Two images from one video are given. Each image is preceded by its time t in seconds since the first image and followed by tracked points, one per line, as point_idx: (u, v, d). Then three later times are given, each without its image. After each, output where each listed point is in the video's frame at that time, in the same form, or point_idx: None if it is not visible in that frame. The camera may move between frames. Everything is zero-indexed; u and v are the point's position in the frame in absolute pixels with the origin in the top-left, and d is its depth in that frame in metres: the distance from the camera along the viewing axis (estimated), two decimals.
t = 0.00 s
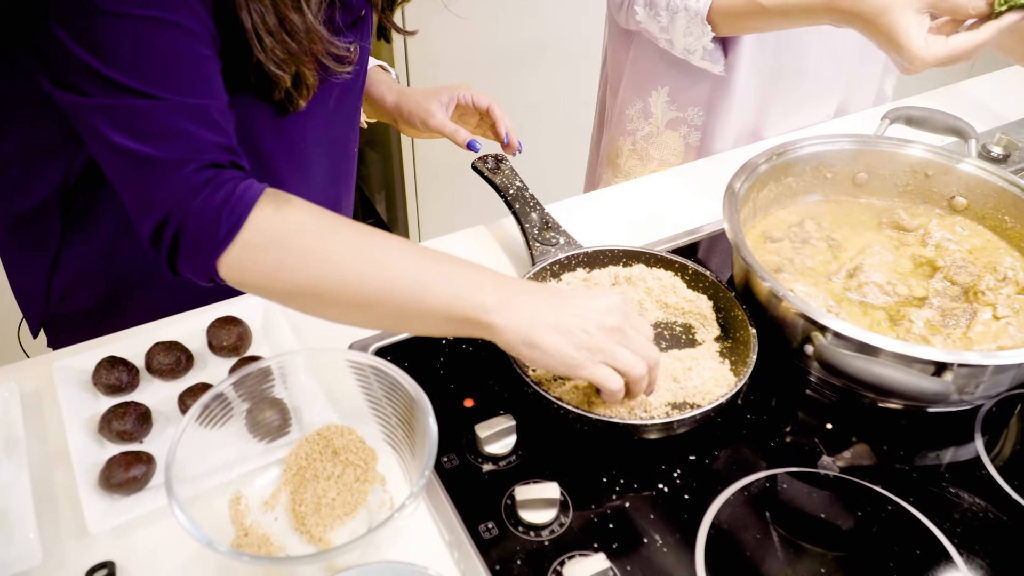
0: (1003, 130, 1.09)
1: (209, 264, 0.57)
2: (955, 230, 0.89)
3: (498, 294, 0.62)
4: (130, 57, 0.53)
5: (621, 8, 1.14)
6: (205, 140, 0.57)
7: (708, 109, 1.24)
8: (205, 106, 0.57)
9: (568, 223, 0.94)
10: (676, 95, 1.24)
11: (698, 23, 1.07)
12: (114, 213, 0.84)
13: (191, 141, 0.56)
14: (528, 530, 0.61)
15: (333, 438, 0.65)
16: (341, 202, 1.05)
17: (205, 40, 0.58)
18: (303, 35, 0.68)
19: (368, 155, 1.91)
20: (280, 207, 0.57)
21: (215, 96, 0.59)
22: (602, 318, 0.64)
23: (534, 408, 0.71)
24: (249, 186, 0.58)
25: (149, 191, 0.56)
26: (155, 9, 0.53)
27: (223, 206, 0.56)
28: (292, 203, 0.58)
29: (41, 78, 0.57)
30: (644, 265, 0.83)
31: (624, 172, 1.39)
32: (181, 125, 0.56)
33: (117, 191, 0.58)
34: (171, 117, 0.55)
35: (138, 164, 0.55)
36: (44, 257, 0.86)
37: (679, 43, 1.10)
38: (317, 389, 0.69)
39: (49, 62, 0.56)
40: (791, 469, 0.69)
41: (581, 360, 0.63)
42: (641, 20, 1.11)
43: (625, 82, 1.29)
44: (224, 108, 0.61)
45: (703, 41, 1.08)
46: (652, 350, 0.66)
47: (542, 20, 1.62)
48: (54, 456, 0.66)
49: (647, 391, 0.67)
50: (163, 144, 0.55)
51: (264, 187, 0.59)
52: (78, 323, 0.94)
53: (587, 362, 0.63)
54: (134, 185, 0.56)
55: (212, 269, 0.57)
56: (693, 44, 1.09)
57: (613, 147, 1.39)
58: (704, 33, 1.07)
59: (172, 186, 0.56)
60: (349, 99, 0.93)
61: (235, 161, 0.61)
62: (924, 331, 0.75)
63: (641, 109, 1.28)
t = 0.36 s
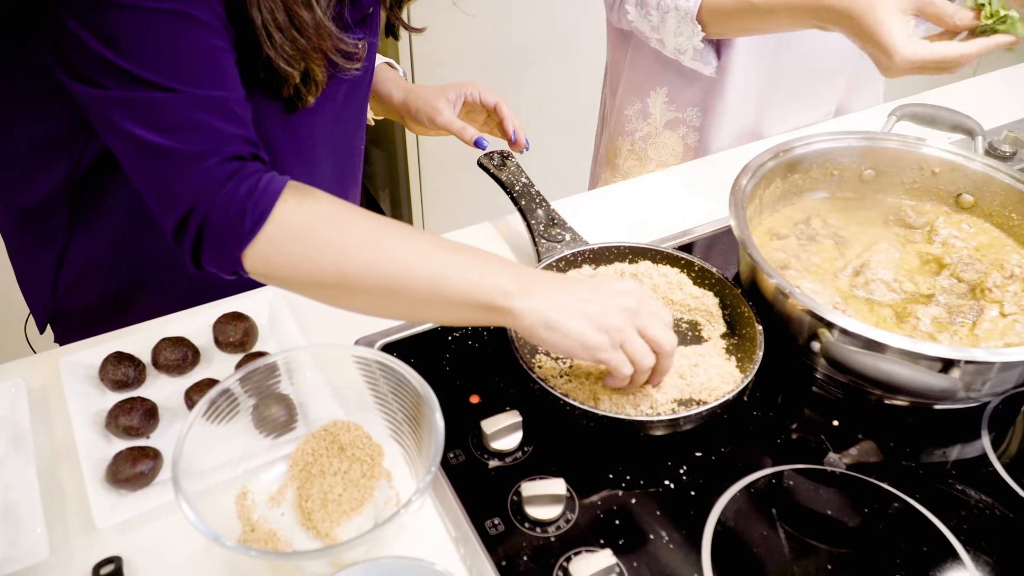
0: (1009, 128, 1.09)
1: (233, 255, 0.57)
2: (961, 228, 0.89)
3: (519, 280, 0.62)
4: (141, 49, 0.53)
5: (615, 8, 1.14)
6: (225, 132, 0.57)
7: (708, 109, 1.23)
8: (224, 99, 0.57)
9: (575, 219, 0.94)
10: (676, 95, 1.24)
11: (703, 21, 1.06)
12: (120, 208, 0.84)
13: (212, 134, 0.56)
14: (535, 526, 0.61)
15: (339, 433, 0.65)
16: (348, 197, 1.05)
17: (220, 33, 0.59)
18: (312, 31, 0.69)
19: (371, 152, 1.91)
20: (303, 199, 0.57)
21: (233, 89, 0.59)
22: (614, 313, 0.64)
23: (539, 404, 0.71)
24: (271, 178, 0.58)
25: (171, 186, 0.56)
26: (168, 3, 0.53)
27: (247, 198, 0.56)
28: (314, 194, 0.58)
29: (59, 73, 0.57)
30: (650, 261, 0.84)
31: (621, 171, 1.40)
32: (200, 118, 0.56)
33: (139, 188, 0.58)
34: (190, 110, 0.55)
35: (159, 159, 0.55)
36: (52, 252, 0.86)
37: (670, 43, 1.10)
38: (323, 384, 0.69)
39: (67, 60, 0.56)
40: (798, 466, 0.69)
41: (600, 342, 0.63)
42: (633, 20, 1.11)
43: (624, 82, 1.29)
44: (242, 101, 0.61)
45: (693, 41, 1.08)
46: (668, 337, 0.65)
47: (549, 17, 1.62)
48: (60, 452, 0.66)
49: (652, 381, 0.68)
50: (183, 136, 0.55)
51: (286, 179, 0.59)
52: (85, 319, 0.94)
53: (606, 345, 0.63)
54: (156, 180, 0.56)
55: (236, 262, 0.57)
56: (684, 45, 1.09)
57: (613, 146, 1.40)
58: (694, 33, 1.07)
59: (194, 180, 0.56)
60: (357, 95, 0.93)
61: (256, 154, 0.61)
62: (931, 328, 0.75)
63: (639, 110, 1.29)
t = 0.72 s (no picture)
0: (1014, 128, 1.09)
1: (232, 255, 0.57)
2: (966, 228, 0.89)
3: (522, 274, 0.62)
4: (148, 50, 0.53)
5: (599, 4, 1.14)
6: (226, 132, 0.57)
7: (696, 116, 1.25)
8: (227, 99, 0.57)
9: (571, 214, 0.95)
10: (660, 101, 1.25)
11: (703, 19, 1.06)
12: (125, 207, 0.85)
13: (214, 134, 0.56)
14: (539, 525, 0.61)
15: (344, 433, 0.65)
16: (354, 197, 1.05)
17: (225, 33, 0.59)
18: (321, 31, 0.69)
19: (375, 151, 1.91)
20: (303, 197, 0.57)
21: (236, 89, 0.59)
22: (619, 312, 0.64)
23: (544, 404, 0.71)
24: (271, 178, 0.58)
25: (173, 186, 0.56)
26: (174, 3, 0.53)
27: (247, 198, 0.56)
28: (322, 193, 0.58)
29: (63, 72, 0.57)
30: (654, 261, 0.83)
31: (614, 172, 1.40)
32: (202, 118, 0.55)
33: (141, 187, 0.58)
34: (193, 110, 0.55)
35: (161, 158, 0.55)
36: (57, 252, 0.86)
37: (655, 36, 1.09)
38: (328, 383, 0.69)
39: (72, 58, 0.56)
40: (802, 465, 0.69)
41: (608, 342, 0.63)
42: (618, 14, 1.10)
43: (615, 81, 1.31)
44: (245, 102, 0.61)
45: (678, 33, 1.06)
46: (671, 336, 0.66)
47: (554, 16, 1.61)
48: (66, 450, 0.67)
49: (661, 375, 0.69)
50: (185, 136, 0.55)
51: (286, 179, 0.59)
52: (90, 319, 0.94)
53: (612, 345, 0.63)
54: (158, 179, 0.56)
55: (235, 262, 0.57)
56: (669, 38, 1.08)
57: (606, 147, 1.40)
58: (680, 24, 1.06)
59: (194, 180, 0.56)
60: (364, 95, 0.93)
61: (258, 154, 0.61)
62: (936, 328, 0.76)
63: (629, 110, 1.30)
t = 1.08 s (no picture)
0: (1018, 126, 1.09)
1: (243, 259, 0.57)
2: (969, 227, 0.89)
3: (534, 281, 0.62)
4: (150, 52, 0.53)
5: None
6: (236, 136, 0.58)
7: (696, 113, 1.26)
8: (235, 103, 0.58)
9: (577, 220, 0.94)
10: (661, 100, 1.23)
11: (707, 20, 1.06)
12: (128, 211, 0.85)
13: (223, 137, 0.56)
14: (544, 527, 0.61)
15: (348, 435, 0.65)
16: (359, 200, 1.05)
17: (231, 38, 0.59)
18: (325, 34, 0.69)
19: (377, 153, 1.91)
20: (314, 201, 0.58)
21: (244, 93, 0.59)
22: (627, 314, 0.63)
23: (547, 406, 0.71)
24: (282, 182, 0.58)
25: (182, 190, 0.56)
26: (180, 8, 0.53)
27: (258, 202, 0.56)
28: (327, 197, 0.58)
29: (68, 73, 0.57)
30: (657, 261, 0.83)
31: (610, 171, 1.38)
32: (212, 122, 0.56)
33: (149, 192, 0.58)
34: (202, 114, 0.55)
35: (172, 161, 0.55)
36: (61, 255, 0.87)
37: (652, 27, 1.01)
38: (332, 386, 0.69)
39: (77, 63, 0.56)
40: (807, 466, 0.69)
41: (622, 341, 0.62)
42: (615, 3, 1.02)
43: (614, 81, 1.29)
44: (254, 106, 0.61)
45: (679, 23, 0.99)
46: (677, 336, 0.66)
47: (557, 17, 1.61)
48: (71, 454, 0.67)
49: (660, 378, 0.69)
50: (195, 140, 0.55)
51: (295, 182, 0.59)
52: (94, 323, 0.94)
53: (625, 345, 0.62)
54: (167, 184, 0.56)
55: (245, 266, 0.57)
56: (667, 29, 1.00)
57: (602, 146, 1.38)
58: (682, 14, 0.99)
59: (204, 184, 0.56)
60: (368, 98, 0.93)
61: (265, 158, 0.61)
62: (940, 327, 0.76)
63: (627, 108, 1.28)
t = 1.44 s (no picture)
0: (1018, 123, 1.08)
1: (247, 263, 0.57)
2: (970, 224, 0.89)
3: (541, 281, 0.62)
4: (150, 55, 0.53)
5: None
6: (239, 139, 0.57)
7: (696, 112, 1.26)
8: (238, 106, 0.57)
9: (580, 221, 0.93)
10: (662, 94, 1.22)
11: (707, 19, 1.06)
12: (128, 216, 0.85)
13: (226, 141, 0.56)
14: (546, 528, 0.61)
15: (349, 438, 0.65)
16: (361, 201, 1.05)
17: (232, 41, 0.59)
18: (327, 38, 0.69)
19: (377, 155, 1.91)
20: (315, 204, 0.58)
21: (247, 96, 0.59)
22: (631, 315, 0.63)
23: (548, 407, 0.71)
24: (286, 185, 0.58)
25: (185, 195, 0.56)
26: (178, 10, 0.53)
27: (261, 205, 0.56)
28: (327, 200, 0.58)
29: (71, 81, 0.57)
30: (657, 261, 0.83)
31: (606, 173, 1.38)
32: (215, 125, 0.55)
33: (152, 197, 0.58)
34: (204, 117, 0.55)
35: (175, 165, 0.55)
36: (62, 261, 0.87)
37: (660, 25, 1.00)
38: (332, 389, 0.69)
39: (78, 68, 0.56)
40: (809, 465, 0.69)
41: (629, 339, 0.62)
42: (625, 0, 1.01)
43: (612, 80, 1.28)
44: (256, 109, 0.61)
45: (687, 22, 0.99)
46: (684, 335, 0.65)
47: (557, 19, 1.61)
48: (72, 459, 0.67)
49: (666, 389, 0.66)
50: (198, 143, 0.55)
51: (299, 185, 0.59)
52: (95, 329, 0.94)
53: (632, 347, 0.61)
54: (170, 188, 0.56)
55: (249, 269, 0.57)
56: (675, 27, 1.00)
57: (597, 146, 1.37)
58: (690, 11, 0.99)
59: (207, 188, 0.55)
60: (369, 101, 0.92)
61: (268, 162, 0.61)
62: (942, 325, 0.75)
63: (627, 108, 1.27)
